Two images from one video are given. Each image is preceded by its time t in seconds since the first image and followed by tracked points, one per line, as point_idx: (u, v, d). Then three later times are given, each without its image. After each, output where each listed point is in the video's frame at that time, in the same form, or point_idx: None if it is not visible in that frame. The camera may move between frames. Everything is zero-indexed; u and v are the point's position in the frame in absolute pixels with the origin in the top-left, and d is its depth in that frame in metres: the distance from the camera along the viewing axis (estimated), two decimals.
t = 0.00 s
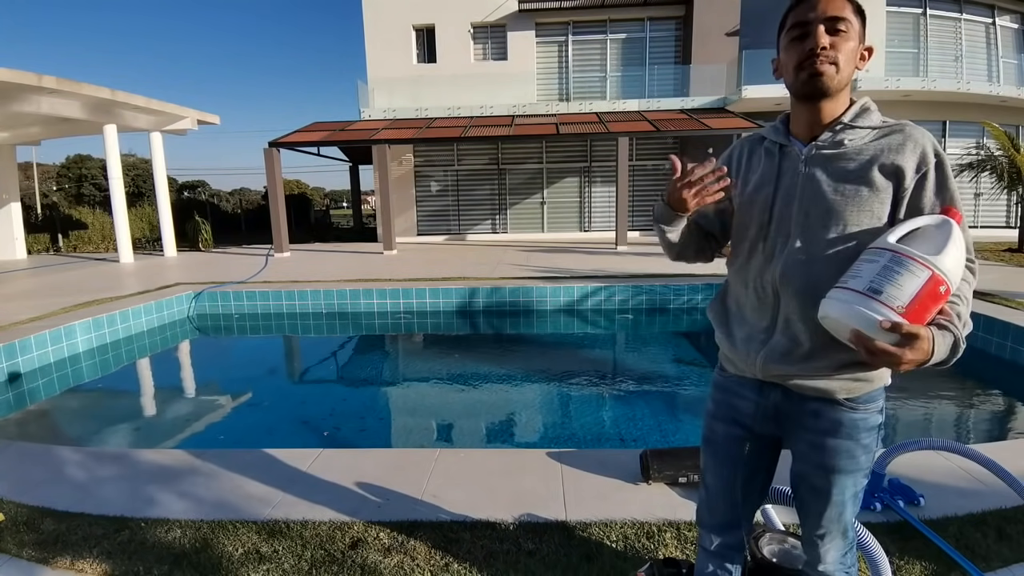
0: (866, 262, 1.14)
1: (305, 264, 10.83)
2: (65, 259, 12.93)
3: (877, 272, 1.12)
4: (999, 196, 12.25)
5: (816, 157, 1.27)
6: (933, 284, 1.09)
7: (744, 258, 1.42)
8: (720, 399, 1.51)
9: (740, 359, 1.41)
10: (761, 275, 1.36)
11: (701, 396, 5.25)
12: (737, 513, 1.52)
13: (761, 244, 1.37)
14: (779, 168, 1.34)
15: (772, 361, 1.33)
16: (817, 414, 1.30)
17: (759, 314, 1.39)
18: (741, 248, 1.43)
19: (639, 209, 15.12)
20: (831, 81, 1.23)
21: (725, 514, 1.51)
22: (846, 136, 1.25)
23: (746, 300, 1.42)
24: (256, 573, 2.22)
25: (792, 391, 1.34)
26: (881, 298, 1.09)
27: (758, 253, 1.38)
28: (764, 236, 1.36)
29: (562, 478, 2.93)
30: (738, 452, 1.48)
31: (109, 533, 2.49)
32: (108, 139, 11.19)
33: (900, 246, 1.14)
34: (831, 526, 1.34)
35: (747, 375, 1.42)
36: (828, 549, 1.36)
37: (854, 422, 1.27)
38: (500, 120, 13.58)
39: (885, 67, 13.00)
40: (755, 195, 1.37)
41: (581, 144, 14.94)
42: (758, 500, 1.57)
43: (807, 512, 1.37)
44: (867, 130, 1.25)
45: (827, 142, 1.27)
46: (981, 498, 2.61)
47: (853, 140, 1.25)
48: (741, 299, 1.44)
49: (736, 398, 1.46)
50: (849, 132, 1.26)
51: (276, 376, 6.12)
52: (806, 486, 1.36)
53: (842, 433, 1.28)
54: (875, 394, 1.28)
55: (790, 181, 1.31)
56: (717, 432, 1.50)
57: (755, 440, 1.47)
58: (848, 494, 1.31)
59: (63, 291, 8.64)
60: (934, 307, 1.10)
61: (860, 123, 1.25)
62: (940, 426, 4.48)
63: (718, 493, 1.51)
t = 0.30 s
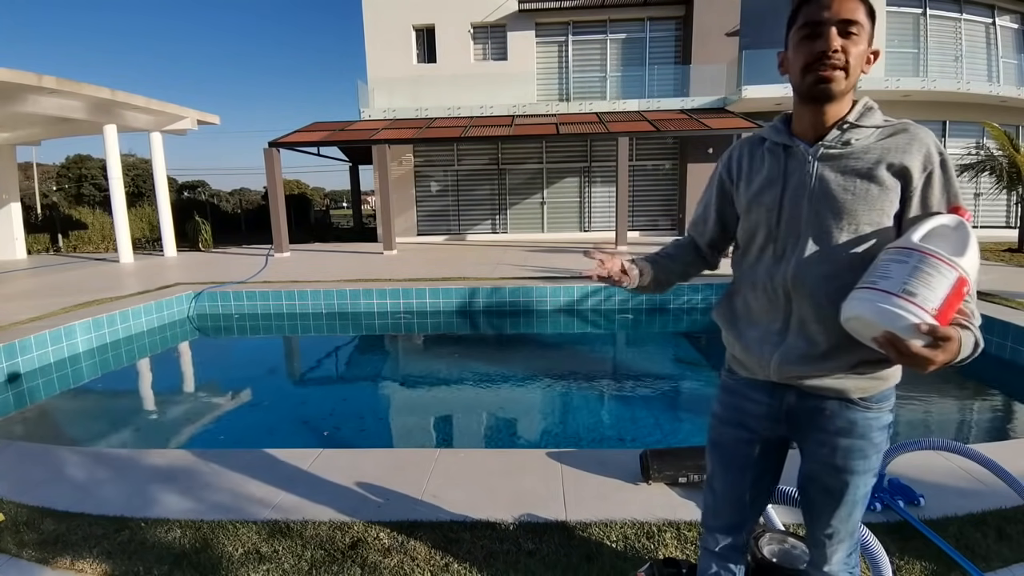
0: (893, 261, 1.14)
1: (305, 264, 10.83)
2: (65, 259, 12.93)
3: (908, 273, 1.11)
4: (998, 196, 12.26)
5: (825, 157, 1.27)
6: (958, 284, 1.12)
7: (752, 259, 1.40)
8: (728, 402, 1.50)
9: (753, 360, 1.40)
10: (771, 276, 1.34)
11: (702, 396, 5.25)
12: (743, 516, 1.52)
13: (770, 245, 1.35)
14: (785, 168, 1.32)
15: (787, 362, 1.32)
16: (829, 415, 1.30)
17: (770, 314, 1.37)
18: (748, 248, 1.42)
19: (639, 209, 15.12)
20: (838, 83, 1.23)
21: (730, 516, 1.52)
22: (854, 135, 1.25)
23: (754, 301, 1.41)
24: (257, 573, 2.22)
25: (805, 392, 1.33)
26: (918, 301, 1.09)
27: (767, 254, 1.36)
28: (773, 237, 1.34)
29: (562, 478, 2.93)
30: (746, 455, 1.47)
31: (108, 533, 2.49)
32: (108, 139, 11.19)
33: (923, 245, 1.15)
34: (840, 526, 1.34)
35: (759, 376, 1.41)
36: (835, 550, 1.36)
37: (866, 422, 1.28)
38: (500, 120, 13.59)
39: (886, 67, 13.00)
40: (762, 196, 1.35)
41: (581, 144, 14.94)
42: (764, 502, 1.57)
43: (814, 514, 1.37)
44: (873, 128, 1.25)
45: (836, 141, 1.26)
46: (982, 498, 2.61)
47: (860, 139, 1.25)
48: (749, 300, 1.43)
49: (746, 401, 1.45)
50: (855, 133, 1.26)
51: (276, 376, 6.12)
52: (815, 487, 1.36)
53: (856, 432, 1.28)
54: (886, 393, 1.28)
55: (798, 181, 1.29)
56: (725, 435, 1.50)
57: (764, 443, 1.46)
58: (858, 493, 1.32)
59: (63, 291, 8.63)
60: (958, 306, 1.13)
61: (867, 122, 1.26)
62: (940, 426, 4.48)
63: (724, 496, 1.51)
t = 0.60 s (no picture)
0: (912, 264, 1.13)
1: (305, 264, 10.83)
2: (65, 259, 12.92)
3: (927, 276, 1.11)
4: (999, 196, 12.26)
5: (835, 158, 1.26)
6: (972, 288, 1.12)
7: (760, 258, 1.40)
8: (734, 403, 1.50)
9: (759, 360, 1.40)
10: (779, 276, 1.34)
11: (702, 396, 5.25)
12: (748, 517, 1.52)
13: (778, 245, 1.34)
14: (796, 168, 1.32)
15: (794, 363, 1.31)
16: (835, 416, 1.30)
17: (777, 315, 1.37)
18: (757, 247, 1.41)
19: (639, 209, 15.12)
20: (852, 86, 1.23)
21: (735, 517, 1.52)
22: (865, 135, 1.24)
23: (762, 301, 1.40)
24: (256, 573, 2.22)
25: (811, 393, 1.33)
26: (936, 304, 1.09)
27: (775, 253, 1.36)
28: (782, 237, 1.34)
29: (562, 478, 2.93)
30: (753, 457, 1.47)
31: (108, 533, 2.49)
32: (108, 139, 11.19)
33: (940, 248, 1.14)
34: (844, 528, 1.35)
35: (766, 377, 1.41)
36: (840, 551, 1.36)
37: (874, 424, 1.28)
38: (500, 120, 13.59)
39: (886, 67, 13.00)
40: (771, 195, 1.35)
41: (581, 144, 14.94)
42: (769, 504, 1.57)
43: (819, 515, 1.38)
44: (885, 129, 1.24)
45: (846, 142, 1.26)
46: (982, 498, 2.61)
47: (873, 140, 1.24)
48: (757, 299, 1.42)
49: (751, 401, 1.45)
50: (867, 133, 1.25)
51: (276, 376, 6.12)
52: (821, 488, 1.36)
53: (862, 434, 1.28)
54: (893, 395, 1.29)
55: (808, 182, 1.29)
56: (731, 436, 1.50)
57: (771, 445, 1.47)
58: (864, 495, 1.32)
59: (63, 291, 8.63)
60: (972, 310, 1.13)
61: (877, 123, 1.25)
62: (941, 426, 4.47)
63: (730, 497, 1.52)
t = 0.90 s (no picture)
0: (907, 269, 1.13)
1: (305, 264, 10.83)
2: (65, 259, 12.93)
3: (920, 282, 1.10)
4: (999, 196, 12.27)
5: (835, 159, 1.26)
6: (969, 296, 1.10)
7: (761, 258, 1.41)
8: (735, 401, 1.51)
9: (755, 357, 1.41)
10: (777, 276, 1.35)
11: (702, 396, 5.25)
12: (749, 516, 1.52)
13: (777, 244, 1.36)
14: (796, 169, 1.33)
15: (787, 360, 1.32)
16: (831, 415, 1.30)
17: (775, 313, 1.38)
18: (759, 247, 1.42)
19: (639, 209, 15.12)
20: (857, 90, 1.23)
21: (735, 516, 1.52)
22: (868, 138, 1.24)
23: (762, 300, 1.41)
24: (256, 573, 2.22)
25: (808, 392, 1.33)
26: (926, 310, 1.08)
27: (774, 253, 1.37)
28: (782, 237, 1.35)
29: (562, 478, 2.93)
30: (752, 456, 1.48)
31: (109, 533, 2.49)
32: (108, 139, 11.19)
33: (938, 253, 1.13)
34: (840, 527, 1.34)
35: (762, 375, 1.42)
36: (837, 551, 1.36)
37: (868, 424, 1.27)
38: (501, 120, 13.59)
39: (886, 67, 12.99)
40: (772, 196, 1.37)
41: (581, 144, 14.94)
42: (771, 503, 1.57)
43: (816, 514, 1.38)
44: (890, 132, 1.23)
45: (848, 143, 1.26)
46: (982, 498, 2.61)
47: (874, 142, 1.23)
48: (757, 298, 1.43)
49: (751, 399, 1.46)
50: (871, 135, 1.24)
51: (276, 376, 6.12)
52: (817, 487, 1.36)
53: (856, 434, 1.28)
54: (891, 396, 1.27)
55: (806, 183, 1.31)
56: (731, 434, 1.51)
57: (770, 443, 1.46)
58: (858, 495, 1.32)
59: (63, 291, 8.63)
60: (967, 318, 1.11)
61: (884, 125, 1.23)
62: (941, 426, 4.48)
63: (730, 496, 1.52)
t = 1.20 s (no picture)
0: (896, 269, 1.13)
1: (305, 264, 10.83)
2: (65, 259, 12.93)
3: (907, 281, 1.10)
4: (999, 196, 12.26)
5: (828, 161, 1.27)
6: (960, 295, 1.09)
7: (757, 257, 1.41)
8: (732, 399, 1.51)
9: (749, 357, 1.41)
10: (772, 276, 1.35)
11: (702, 396, 5.25)
12: (747, 515, 1.52)
13: (772, 245, 1.36)
14: (790, 170, 1.34)
15: (781, 360, 1.32)
16: (825, 414, 1.30)
17: (770, 313, 1.38)
18: (754, 247, 1.42)
19: (639, 209, 15.11)
20: (850, 91, 1.23)
21: (734, 514, 1.51)
22: (862, 137, 1.23)
23: (758, 301, 1.41)
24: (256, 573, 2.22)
25: (803, 392, 1.33)
26: (913, 310, 1.08)
27: (770, 252, 1.37)
28: (777, 238, 1.35)
29: (562, 478, 2.93)
30: (749, 455, 1.48)
31: (109, 533, 2.49)
32: (108, 139, 11.19)
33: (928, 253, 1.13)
34: (836, 527, 1.34)
35: (757, 375, 1.42)
36: (834, 550, 1.36)
37: (862, 424, 1.27)
38: (501, 120, 13.60)
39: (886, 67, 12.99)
40: (768, 197, 1.38)
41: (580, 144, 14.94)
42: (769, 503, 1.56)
43: (813, 513, 1.38)
44: (884, 132, 1.22)
45: (842, 143, 1.26)
46: (982, 498, 2.61)
47: (869, 142, 1.23)
48: (754, 298, 1.44)
49: (747, 398, 1.46)
50: (866, 135, 1.23)
51: (276, 376, 6.12)
52: (812, 486, 1.37)
53: (850, 433, 1.28)
54: (885, 396, 1.27)
55: (800, 185, 1.31)
56: (729, 432, 1.51)
57: (767, 442, 1.46)
58: (854, 494, 1.31)
59: (63, 291, 8.62)
60: (959, 318, 1.10)
61: (879, 125, 1.23)
62: (941, 427, 4.48)
63: (728, 495, 1.52)
